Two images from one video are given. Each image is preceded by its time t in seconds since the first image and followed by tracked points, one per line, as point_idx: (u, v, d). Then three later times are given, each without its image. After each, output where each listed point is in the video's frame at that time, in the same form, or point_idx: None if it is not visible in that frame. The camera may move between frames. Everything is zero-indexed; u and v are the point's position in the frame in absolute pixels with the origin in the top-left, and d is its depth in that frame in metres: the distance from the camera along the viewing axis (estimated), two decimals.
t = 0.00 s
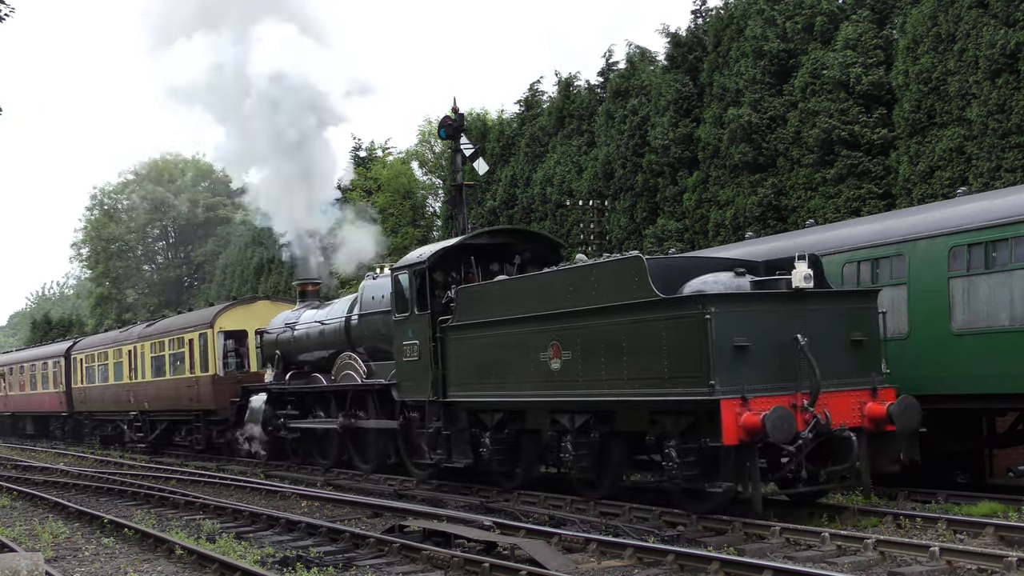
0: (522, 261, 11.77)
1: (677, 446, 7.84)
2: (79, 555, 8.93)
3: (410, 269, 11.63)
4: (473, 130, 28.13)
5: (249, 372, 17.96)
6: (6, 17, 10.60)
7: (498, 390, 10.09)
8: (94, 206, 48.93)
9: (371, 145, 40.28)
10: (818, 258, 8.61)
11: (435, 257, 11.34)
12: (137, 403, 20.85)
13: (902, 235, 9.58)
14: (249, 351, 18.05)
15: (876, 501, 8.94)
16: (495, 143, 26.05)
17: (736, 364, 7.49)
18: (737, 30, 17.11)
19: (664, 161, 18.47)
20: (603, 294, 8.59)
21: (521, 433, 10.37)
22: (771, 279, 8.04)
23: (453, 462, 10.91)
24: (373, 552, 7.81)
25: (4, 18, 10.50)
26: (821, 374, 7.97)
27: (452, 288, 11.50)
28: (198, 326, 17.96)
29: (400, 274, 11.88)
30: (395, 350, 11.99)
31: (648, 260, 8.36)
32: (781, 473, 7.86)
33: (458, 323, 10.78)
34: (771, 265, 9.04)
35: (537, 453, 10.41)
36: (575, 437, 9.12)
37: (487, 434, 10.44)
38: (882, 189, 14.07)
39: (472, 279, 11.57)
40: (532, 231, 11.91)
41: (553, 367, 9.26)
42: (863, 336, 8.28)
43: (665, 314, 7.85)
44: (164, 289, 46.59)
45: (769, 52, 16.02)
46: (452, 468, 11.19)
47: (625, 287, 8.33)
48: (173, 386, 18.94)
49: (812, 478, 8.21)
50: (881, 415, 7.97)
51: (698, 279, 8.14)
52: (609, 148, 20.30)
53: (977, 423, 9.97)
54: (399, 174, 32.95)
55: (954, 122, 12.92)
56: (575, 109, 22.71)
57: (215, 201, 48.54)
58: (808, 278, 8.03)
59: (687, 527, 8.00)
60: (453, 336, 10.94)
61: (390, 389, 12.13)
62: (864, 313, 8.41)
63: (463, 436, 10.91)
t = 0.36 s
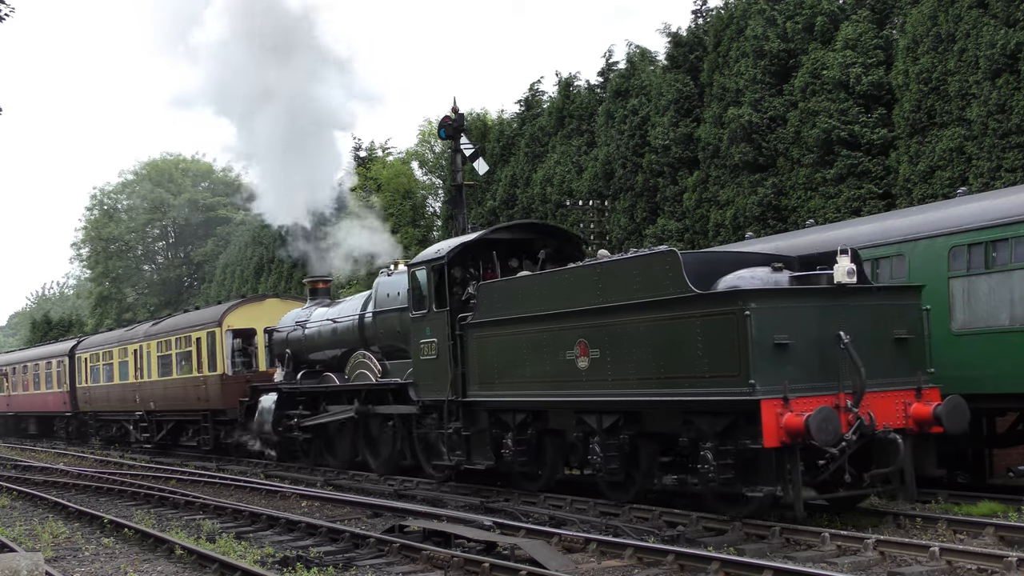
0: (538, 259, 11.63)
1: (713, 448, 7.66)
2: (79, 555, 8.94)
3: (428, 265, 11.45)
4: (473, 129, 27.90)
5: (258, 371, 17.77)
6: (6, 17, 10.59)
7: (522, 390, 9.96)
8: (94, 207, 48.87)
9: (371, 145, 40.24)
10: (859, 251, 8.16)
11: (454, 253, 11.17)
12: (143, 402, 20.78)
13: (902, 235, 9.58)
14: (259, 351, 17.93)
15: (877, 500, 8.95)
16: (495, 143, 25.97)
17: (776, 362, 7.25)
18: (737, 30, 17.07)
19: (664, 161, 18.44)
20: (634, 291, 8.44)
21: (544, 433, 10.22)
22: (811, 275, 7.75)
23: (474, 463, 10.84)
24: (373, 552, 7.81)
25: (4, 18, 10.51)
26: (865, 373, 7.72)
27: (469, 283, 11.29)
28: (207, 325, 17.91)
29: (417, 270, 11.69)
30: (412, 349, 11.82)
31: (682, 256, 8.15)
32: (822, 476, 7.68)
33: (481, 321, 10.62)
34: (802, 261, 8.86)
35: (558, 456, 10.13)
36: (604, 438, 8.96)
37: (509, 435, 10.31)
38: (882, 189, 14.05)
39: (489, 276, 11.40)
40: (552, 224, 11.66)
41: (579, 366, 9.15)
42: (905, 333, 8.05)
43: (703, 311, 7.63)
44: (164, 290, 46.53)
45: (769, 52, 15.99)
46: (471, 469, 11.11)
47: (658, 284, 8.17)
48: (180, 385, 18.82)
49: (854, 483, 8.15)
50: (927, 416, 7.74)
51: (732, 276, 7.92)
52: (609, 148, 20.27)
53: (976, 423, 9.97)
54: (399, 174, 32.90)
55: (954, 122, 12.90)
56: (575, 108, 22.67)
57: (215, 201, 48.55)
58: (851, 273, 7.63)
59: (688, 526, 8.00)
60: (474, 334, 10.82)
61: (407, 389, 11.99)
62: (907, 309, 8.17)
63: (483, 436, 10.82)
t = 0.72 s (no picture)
0: (558, 253, 11.23)
1: (754, 452, 7.22)
2: (79, 555, 8.94)
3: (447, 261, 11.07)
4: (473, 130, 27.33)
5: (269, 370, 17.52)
6: (6, 17, 10.60)
7: (549, 389, 9.51)
8: (94, 207, 48.89)
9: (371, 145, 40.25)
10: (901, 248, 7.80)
11: (473, 248, 10.81)
12: (147, 402, 20.75)
13: (901, 235, 9.57)
14: (268, 350, 17.79)
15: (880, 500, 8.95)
16: (495, 142, 25.95)
17: (822, 360, 6.86)
18: (738, 30, 17.02)
19: (664, 161, 18.41)
20: (667, 285, 7.99)
21: (570, 435, 9.86)
22: (856, 269, 7.37)
23: (496, 465, 10.48)
24: (373, 552, 7.81)
25: (4, 19, 10.52)
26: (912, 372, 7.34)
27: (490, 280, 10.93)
28: (215, 322, 17.75)
29: (434, 266, 11.34)
30: (431, 347, 11.45)
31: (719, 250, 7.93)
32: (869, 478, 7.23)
33: (504, 317, 10.17)
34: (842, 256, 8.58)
35: (584, 457, 9.83)
36: (634, 440, 8.56)
37: (533, 436, 9.90)
38: (882, 189, 14.05)
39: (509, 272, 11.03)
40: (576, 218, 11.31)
41: (609, 364, 8.69)
42: (954, 331, 7.66)
43: (741, 304, 7.22)
44: (164, 290, 46.56)
45: (769, 52, 15.96)
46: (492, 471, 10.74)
47: (692, 276, 7.71)
48: (186, 385, 18.74)
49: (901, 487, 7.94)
50: (979, 417, 7.31)
51: (772, 270, 7.44)
52: (609, 148, 20.24)
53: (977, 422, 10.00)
54: (399, 175, 32.88)
55: (954, 122, 12.89)
56: (575, 109, 22.65)
57: (214, 201, 48.57)
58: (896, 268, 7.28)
59: (688, 527, 8.00)
60: (495, 332, 10.40)
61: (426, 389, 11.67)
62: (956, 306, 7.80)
63: (505, 436, 10.43)
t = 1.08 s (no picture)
0: (580, 249, 11.18)
1: (796, 454, 6.91)
2: (79, 555, 8.93)
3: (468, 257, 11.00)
4: (473, 130, 27.78)
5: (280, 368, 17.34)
6: (6, 18, 10.60)
7: (576, 388, 9.30)
8: (94, 207, 48.86)
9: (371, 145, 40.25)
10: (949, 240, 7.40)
11: (495, 244, 10.69)
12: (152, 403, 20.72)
13: (903, 234, 9.56)
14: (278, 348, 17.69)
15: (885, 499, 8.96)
16: (494, 142, 25.93)
17: (872, 359, 6.50)
18: (738, 30, 16.97)
19: (664, 161, 18.38)
20: (704, 278, 7.65)
21: (597, 436, 9.61)
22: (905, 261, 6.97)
23: (519, 467, 10.28)
24: (373, 552, 7.81)
25: (4, 19, 10.52)
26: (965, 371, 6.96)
27: (511, 276, 10.84)
28: (225, 320, 17.63)
29: (454, 261, 11.27)
30: (450, 345, 11.34)
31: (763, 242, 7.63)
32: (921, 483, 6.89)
33: (527, 314, 10.00)
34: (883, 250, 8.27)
35: (611, 460, 9.51)
36: (666, 442, 8.33)
37: (558, 437, 9.68)
38: (882, 189, 14.06)
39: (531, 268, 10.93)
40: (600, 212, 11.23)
41: (640, 364, 8.42)
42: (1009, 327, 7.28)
43: (784, 298, 6.88)
44: (164, 290, 46.54)
45: (769, 51, 15.92)
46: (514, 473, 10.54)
47: (732, 268, 7.38)
48: (193, 385, 18.66)
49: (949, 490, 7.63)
50: None
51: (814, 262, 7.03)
52: (609, 148, 20.22)
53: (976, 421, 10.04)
54: (399, 175, 32.84)
55: (954, 122, 12.88)
56: (575, 108, 22.63)
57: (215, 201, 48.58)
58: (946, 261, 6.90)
59: (688, 527, 8.00)
60: (518, 330, 10.23)
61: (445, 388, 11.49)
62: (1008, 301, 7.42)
63: (528, 437, 10.24)
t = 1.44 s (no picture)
0: (604, 242, 10.89)
1: (846, 458, 6.77)
2: (80, 555, 8.94)
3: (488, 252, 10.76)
4: (473, 130, 27.74)
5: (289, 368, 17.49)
6: (5, 17, 10.61)
7: (606, 388, 9.08)
8: (94, 208, 48.91)
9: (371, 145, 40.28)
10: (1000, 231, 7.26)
11: (518, 238, 10.43)
12: (158, 402, 20.70)
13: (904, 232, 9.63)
14: (288, 346, 17.61)
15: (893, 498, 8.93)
16: (494, 142, 25.90)
17: (927, 356, 6.34)
18: (737, 30, 16.94)
19: (664, 161, 18.38)
20: (745, 274, 7.45)
21: (627, 437, 9.41)
22: (959, 254, 6.81)
23: (544, 469, 10.07)
24: (373, 552, 7.81)
25: (3, 19, 10.54)
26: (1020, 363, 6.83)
27: (533, 271, 10.61)
28: (235, 318, 17.51)
29: (475, 257, 11.04)
30: (471, 343, 11.15)
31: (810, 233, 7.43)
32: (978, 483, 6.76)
33: (552, 312, 9.74)
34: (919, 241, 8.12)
35: (640, 462, 9.32)
36: (703, 444, 8.13)
37: (587, 439, 9.50)
38: (882, 189, 14.07)
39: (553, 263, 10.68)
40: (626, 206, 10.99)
41: (675, 362, 8.20)
42: None
43: (832, 295, 6.69)
44: (164, 290, 46.59)
45: (768, 52, 15.88)
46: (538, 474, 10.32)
47: (777, 264, 7.17)
48: (201, 384, 18.60)
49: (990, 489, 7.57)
50: None
51: (861, 256, 6.82)
52: (609, 148, 20.21)
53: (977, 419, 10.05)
54: (399, 175, 32.82)
55: (954, 122, 12.85)
56: (575, 108, 22.61)
57: (215, 201, 48.59)
58: (1006, 254, 6.75)
59: (688, 526, 8.01)
60: (543, 328, 9.97)
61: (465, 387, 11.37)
62: None
63: (553, 438, 10.04)
